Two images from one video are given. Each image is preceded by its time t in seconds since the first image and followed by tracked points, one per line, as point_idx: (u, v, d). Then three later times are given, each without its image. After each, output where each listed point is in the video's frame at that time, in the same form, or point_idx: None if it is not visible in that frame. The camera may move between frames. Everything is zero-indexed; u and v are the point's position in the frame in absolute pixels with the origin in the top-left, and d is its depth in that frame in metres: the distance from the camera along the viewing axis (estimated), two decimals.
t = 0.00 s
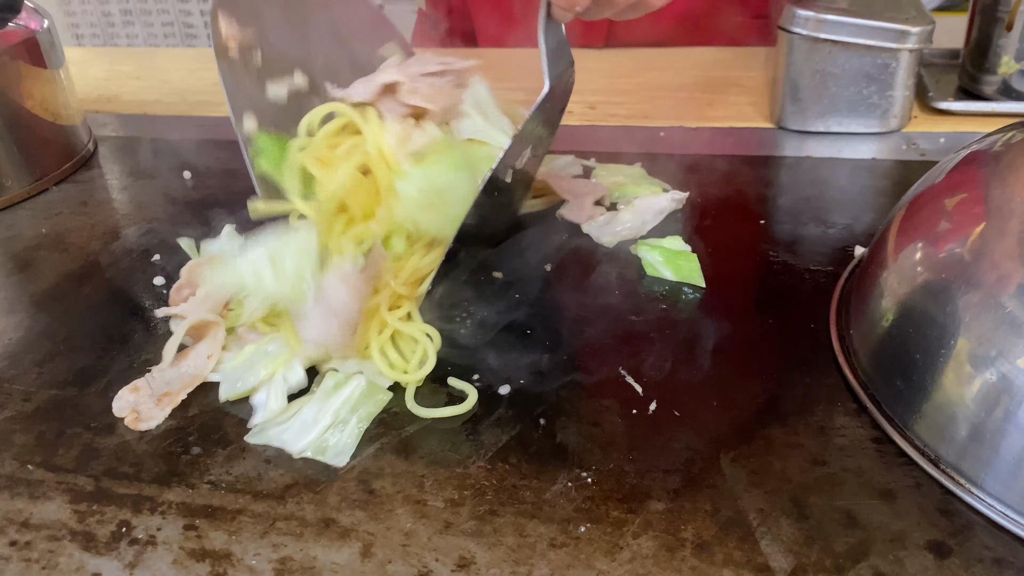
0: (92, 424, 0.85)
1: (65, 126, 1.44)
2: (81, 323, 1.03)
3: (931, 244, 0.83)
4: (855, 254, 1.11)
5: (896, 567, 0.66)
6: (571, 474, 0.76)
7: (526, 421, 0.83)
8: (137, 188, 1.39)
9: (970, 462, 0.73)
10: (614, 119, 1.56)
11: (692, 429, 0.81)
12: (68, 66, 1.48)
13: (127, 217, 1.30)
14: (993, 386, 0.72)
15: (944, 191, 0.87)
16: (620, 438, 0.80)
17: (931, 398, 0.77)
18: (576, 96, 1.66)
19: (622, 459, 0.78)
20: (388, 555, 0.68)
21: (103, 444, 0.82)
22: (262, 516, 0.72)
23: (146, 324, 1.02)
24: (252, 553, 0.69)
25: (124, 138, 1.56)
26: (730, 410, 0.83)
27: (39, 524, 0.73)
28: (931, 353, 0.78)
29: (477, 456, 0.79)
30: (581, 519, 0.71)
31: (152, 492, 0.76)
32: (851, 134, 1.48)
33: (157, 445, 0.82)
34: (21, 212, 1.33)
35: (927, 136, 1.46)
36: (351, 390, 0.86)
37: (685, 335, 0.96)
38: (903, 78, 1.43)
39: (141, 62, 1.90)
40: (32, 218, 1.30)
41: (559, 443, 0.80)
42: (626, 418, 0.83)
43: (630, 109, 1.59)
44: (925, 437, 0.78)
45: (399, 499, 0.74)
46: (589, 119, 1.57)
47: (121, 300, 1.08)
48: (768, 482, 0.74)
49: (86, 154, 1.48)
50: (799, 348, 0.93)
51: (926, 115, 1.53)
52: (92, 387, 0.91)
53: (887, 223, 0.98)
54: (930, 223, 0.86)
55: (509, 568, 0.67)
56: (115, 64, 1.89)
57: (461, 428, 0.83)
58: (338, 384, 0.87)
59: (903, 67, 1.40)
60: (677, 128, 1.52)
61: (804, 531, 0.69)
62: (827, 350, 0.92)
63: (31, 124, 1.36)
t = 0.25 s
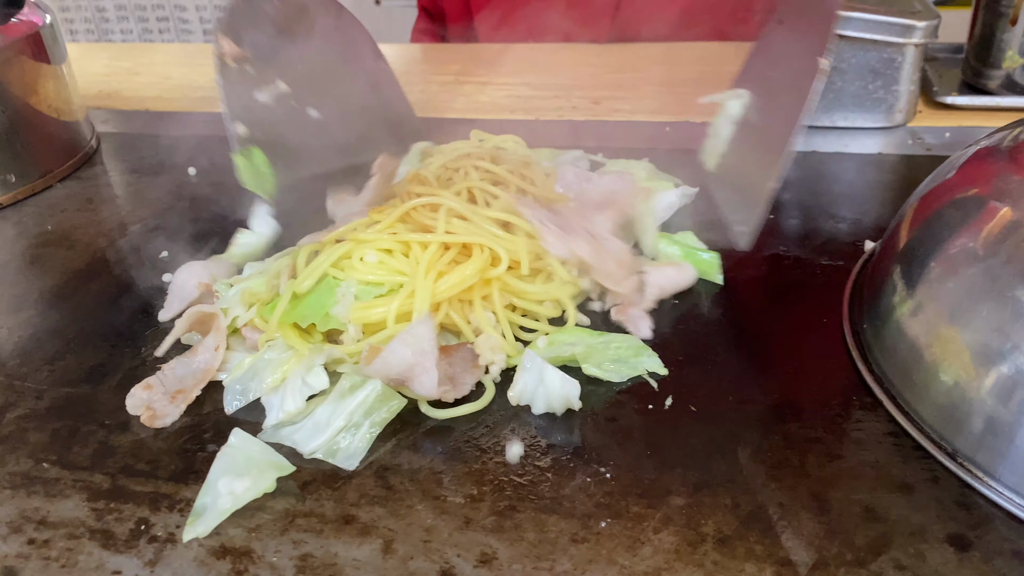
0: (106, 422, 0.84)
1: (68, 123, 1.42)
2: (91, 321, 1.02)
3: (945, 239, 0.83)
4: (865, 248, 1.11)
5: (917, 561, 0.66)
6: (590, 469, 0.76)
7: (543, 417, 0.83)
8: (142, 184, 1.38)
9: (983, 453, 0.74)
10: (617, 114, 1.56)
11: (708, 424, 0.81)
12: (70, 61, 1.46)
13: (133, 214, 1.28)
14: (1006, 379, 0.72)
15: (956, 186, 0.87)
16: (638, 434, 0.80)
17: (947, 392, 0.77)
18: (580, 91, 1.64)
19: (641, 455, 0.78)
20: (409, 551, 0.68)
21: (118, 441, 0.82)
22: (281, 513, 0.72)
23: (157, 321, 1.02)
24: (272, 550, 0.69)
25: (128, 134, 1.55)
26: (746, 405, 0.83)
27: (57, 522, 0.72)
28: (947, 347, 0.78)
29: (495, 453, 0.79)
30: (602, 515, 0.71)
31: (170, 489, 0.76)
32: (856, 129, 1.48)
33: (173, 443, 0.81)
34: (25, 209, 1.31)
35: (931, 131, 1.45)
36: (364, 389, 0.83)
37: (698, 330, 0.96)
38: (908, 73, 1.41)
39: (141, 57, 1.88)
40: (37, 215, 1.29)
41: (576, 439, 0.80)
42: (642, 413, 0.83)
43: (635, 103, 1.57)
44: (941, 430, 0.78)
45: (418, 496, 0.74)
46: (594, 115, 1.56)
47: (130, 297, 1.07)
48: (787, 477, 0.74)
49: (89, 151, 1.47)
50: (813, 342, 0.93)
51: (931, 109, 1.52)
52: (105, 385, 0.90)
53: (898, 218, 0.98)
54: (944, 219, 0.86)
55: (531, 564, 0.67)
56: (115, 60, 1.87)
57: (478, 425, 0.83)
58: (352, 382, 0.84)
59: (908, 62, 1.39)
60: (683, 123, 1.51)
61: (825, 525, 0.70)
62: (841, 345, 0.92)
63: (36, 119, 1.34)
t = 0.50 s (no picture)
0: (132, 414, 0.85)
1: (81, 119, 1.42)
2: (112, 315, 1.02)
3: (962, 233, 0.84)
4: (880, 242, 1.11)
5: (943, 548, 0.67)
6: (616, 459, 0.77)
7: (567, 408, 0.84)
8: (155, 181, 1.38)
9: (1005, 441, 0.74)
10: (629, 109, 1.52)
11: (732, 415, 0.82)
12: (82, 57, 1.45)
13: (149, 209, 1.28)
14: None
15: (971, 181, 0.88)
16: (662, 425, 0.81)
17: (968, 382, 0.78)
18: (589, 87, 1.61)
19: (666, 445, 0.78)
20: (441, 540, 0.69)
21: (146, 433, 0.82)
22: (311, 503, 0.73)
23: (178, 316, 1.02)
24: (305, 540, 0.69)
25: (140, 131, 1.54)
26: (768, 396, 0.84)
27: (88, 512, 0.73)
28: (966, 338, 0.79)
29: (521, 444, 0.79)
30: (629, 503, 0.72)
31: (199, 480, 0.76)
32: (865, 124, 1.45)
33: (200, 434, 0.82)
34: (40, 205, 1.31)
35: (941, 126, 1.44)
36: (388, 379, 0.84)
37: (718, 322, 0.97)
38: (918, 68, 1.38)
39: (150, 53, 1.87)
40: (53, 210, 1.29)
41: (601, 430, 0.81)
42: (666, 405, 0.84)
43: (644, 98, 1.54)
44: (963, 420, 0.79)
45: (447, 486, 0.75)
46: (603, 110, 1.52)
47: (150, 292, 1.07)
48: (811, 466, 0.75)
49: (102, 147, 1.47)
50: (832, 334, 0.94)
51: (941, 104, 1.51)
52: (129, 378, 0.90)
53: (914, 212, 0.99)
54: (960, 213, 0.86)
55: (562, 552, 0.67)
56: (123, 56, 1.87)
57: (502, 416, 0.84)
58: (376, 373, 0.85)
59: (919, 59, 1.36)
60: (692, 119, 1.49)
61: (850, 513, 0.70)
62: (860, 337, 0.93)
63: (49, 115, 1.34)
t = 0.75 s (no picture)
0: (154, 411, 0.85)
1: (92, 116, 1.41)
2: (129, 312, 1.02)
3: (983, 232, 0.84)
4: (896, 239, 1.11)
5: (972, 543, 0.67)
6: (641, 456, 0.77)
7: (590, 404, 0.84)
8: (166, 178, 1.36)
9: None
10: (641, 107, 1.48)
11: (755, 412, 0.82)
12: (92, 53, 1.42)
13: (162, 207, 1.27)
14: None
15: (992, 179, 0.88)
16: (685, 422, 0.81)
17: (991, 378, 0.78)
18: (600, 85, 1.56)
19: (690, 441, 0.78)
20: (469, 536, 0.69)
21: (168, 430, 0.82)
22: (337, 499, 0.73)
23: (196, 313, 1.02)
24: (332, 536, 0.69)
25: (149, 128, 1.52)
26: (791, 392, 0.84)
27: (113, 509, 0.73)
28: (989, 335, 0.79)
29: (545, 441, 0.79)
30: (656, 499, 0.72)
31: (224, 476, 0.76)
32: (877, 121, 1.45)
33: (223, 431, 0.82)
34: (52, 202, 1.30)
35: (954, 124, 1.42)
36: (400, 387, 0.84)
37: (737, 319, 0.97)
38: (931, 66, 1.38)
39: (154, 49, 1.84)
40: (65, 208, 1.27)
41: (625, 426, 0.81)
42: (689, 401, 0.84)
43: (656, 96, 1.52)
44: (988, 416, 0.79)
45: (473, 481, 0.74)
46: (616, 109, 1.49)
47: (167, 289, 1.07)
48: (836, 462, 0.75)
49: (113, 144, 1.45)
50: (852, 331, 0.94)
51: (953, 102, 1.50)
52: (150, 375, 0.90)
53: (932, 209, 0.99)
54: (980, 210, 0.86)
55: (591, 547, 0.67)
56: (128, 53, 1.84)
57: (525, 413, 0.84)
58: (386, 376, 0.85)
59: (931, 56, 1.36)
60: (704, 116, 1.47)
61: (878, 508, 0.70)
62: (880, 333, 0.93)
63: (61, 112, 1.32)
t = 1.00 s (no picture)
0: (172, 410, 0.84)
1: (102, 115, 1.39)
2: (144, 312, 1.01)
3: (1003, 231, 0.84)
4: (913, 238, 1.11)
5: (1000, 543, 0.67)
6: (665, 455, 0.76)
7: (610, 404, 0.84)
8: (177, 177, 1.34)
9: None
10: (653, 106, 1.46)
11: (777, 412, 0.81)
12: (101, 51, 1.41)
13: (173, 205, 1.26)
14: None
15: (1012, 177, 0.87)
16: (707, 421, 0.81)
17: (1014, 377, 0.78)
18: (611, 84, 1.55)
19: (713, 441, 0.78)
20: (493, 536, 0.68)
21: (187, 430, 0.81)
22: (360, 499, 0.72)
23: (211, 312, 1.01)
24: (355, 536, 0.69)
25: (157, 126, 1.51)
26: (813, 392, 0.84)
27: (135, 509, 0.72)
28: (1013, 334, 0.78)
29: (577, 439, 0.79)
30: (681, 499, 0.71)
31: (244, 476, 0.75)
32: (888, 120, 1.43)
33: (242, 431, 0.81)
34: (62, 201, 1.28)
35: (967, 123, 1.41)
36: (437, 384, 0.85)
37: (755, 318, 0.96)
38: (943, 65, 1.37)
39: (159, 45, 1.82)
40: (76, 206, 1.26)
41: (646, 426, 0.81)
42: (710, 401, 0.83)
43: (668, 94, 1.51)
44: (1012, 416, 0.78)
45: (495, 481, 0.74)
46: (628, 107, 1.48)
47: (181, 288, 1.06)
48: (861, 462, 0.75)
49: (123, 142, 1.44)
50: (871, 331, 0.93)
51: (964, 101, 1.48)
52: (166, 374, 0.90)
53: (950, 208, 0.98)
54: (999, 209, 0.86)
55: (617, 548, 0.67)
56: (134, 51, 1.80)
57: (546, 414, 0.83)
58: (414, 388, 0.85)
59: (944, 55, 1.35)
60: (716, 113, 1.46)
61: (904, 508, 0.70)
62: (899, 333, 0.93)
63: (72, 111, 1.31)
